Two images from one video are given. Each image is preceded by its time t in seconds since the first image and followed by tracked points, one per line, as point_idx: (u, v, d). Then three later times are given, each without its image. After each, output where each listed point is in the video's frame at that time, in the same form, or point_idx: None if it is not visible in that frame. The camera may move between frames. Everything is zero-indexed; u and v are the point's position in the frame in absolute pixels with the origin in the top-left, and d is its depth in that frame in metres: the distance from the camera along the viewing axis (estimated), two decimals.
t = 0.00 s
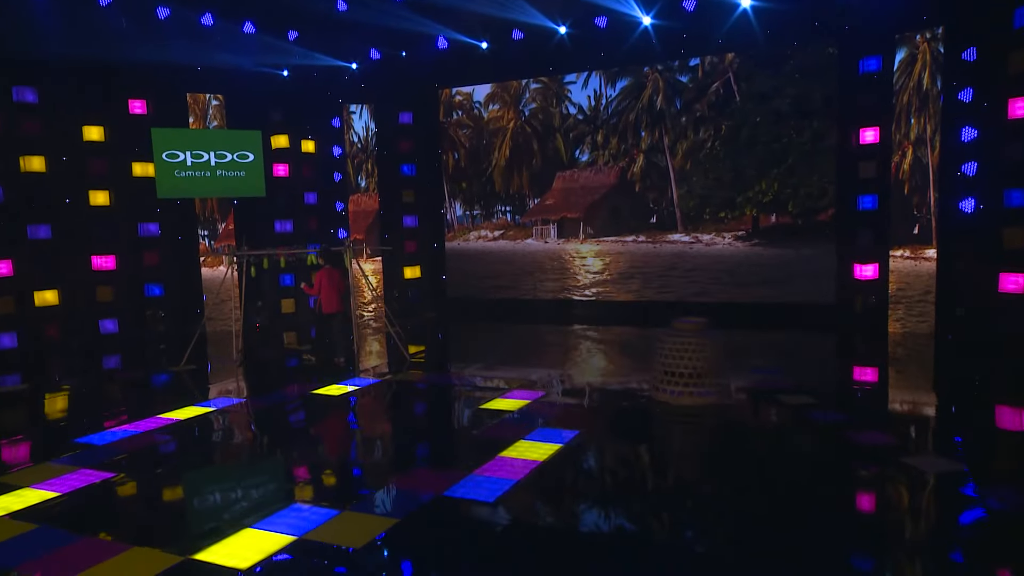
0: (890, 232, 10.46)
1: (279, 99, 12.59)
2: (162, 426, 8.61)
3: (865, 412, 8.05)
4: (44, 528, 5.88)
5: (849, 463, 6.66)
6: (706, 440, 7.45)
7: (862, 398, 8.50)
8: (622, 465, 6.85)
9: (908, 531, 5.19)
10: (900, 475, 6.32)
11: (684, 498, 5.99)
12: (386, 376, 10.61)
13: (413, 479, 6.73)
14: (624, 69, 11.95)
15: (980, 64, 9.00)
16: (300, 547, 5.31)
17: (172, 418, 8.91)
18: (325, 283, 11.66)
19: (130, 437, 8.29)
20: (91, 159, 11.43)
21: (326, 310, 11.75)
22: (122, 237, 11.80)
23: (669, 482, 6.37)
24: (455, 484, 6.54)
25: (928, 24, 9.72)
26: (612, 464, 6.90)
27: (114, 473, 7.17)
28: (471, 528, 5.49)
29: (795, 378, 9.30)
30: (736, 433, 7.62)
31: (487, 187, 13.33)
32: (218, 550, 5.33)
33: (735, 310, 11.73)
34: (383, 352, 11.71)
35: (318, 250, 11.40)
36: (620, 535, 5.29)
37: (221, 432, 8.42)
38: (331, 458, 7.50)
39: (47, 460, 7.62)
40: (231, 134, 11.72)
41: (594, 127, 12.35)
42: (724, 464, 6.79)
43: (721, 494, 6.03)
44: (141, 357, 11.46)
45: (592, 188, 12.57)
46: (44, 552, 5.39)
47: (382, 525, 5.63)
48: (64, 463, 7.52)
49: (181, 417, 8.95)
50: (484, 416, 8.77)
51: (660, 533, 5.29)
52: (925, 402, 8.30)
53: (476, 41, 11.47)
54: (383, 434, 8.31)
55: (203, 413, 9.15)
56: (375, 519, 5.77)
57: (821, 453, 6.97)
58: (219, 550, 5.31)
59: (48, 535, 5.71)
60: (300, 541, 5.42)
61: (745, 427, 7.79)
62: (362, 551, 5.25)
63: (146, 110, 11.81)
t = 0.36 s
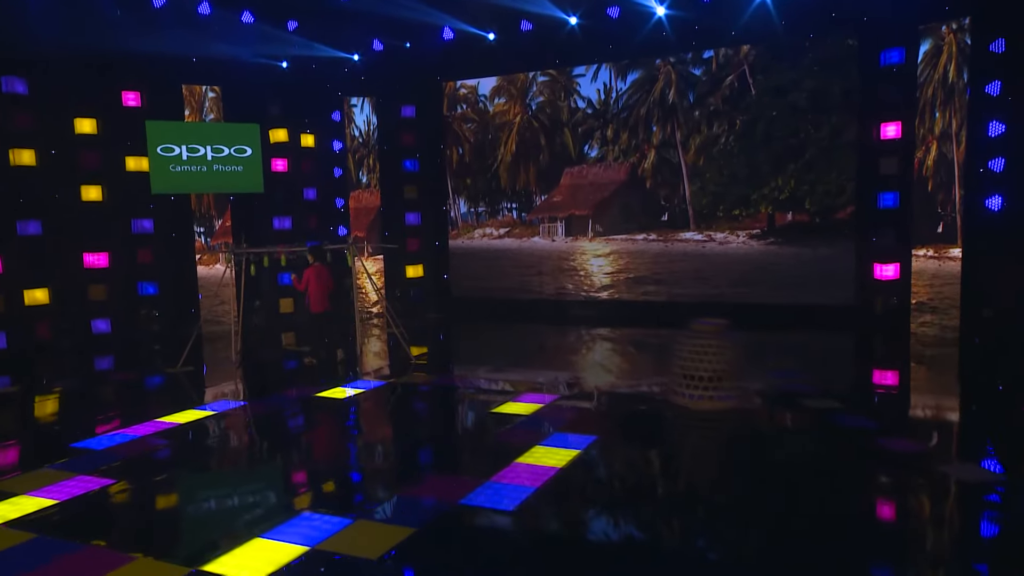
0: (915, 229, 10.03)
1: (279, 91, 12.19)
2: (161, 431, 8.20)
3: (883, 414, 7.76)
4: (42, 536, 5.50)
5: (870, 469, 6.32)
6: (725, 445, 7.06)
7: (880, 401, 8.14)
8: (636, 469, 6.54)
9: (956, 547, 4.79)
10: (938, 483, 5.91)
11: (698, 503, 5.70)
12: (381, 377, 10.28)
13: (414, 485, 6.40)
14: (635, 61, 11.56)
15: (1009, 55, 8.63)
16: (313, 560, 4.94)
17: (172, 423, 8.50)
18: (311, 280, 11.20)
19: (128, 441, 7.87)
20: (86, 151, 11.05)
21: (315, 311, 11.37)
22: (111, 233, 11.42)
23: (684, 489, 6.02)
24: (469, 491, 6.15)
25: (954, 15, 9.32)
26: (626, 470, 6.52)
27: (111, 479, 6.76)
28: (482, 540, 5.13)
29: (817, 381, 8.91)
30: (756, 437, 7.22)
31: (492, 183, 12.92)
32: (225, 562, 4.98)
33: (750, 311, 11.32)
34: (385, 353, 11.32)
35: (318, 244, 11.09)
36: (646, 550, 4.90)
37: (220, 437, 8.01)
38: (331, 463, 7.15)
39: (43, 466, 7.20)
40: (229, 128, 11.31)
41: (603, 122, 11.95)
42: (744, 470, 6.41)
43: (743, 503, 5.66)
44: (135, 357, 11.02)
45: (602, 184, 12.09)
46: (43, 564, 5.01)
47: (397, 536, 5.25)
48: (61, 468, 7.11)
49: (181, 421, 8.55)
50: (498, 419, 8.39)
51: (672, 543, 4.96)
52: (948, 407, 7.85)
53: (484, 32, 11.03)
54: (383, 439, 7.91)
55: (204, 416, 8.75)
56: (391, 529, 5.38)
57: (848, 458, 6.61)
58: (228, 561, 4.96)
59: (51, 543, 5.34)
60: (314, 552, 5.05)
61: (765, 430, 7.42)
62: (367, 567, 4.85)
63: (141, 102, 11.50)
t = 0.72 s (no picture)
0: (940, 227, 9.63)
1: (278, 84, 11.77)
2: (163, 437, 7.80)
3: (906, 416, 7.44)
4: (45, 550, 5.15)
5: (899, 475, 5.97)
6: (749, 450, 6.70)
7: (906, 404, 7.78)
8: (657, 476, 6.19)
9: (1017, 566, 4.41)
10: (986, 493, 5.52)
11: (714, 511, 5.39)
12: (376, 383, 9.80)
13: (422, 492, 6.05)
14: (648, 53, 11.18)
15: None
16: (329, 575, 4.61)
17: (175, 429, 8.09)
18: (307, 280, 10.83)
19: (129, 449, 7.47)
20: (81, 147, 10.72)
21: (310, 311, 11.00)
22: (107, 233, 11.02)
23: (705, 497, 5.68)
24: (485, 502, 5.77)
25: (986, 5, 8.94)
26: (643, 476, 6.20)
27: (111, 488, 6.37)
28: (500, 557, 4.75)
29: (843, 385, 8.50)
30: (780, 443, 6.85)
31: (499, 181, 12.47)
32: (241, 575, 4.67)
33: (768, 312, 10.92)
34: (389, 356, 10.92)
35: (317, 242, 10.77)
36: (680, 568, 4.51)
37: (223, 444, 7.59)
38: (333, 470, 6.79)
39: (44, 474, 6.82)
40: (229, 124, 10.91)
41: (615, 117, 11.55)
42: (768, 476, 6.06)
43: (769, 512, 5.33)
44: (132, 360, 10.60)
45: (613, 181, 11.70)
46: None
47: (418, 548, 4.93)
48: (64, 477, 6.73)
49: (184, 427, 8.15)
50: (511, 425, 7.99)
51: (688, 554, 4.66)
52: (979, 413, 7.39)
53: (491, 24, 10.62)
54: (388, 445, 7.51)
55: (209, 422, 8.34)
56: (412, 541, 5.07)
57: (880, 464, 6.24)
58: None
59: (56, 557, 4.99)
60: (332, 565, 4.75)
61: (785, 434, 7.07)
62: None
63: (137, 96, 11.10)
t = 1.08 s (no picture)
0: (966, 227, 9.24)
1: (276, 78, 11.34)
2: (161, 444, 7.41)
3: (930, 420, 7.11)
4: (49, 563, 4.89)
5: (937, 482, 5.63)
6: (773, 457, 6.35)
7: (934, 408, 7.43)
8: (681, 484, 5.80)
9: None
10: None
11: (733, 521, 5.05)
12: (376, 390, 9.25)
13: (430, 503, 5.68)
14: (660, 46, 10.81)
15: None
16: None
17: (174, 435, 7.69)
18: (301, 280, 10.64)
19: (126, 456, 7.08)
20: (72, 142, 10.34)
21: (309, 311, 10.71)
22: (98, 229, 10.66)
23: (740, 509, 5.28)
24: (504, 513, 5.40)
25: None
26: (660, 483, 5.85)
27: (109, 498, 5.99)
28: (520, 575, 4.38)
29: (865, 387, 8.16)
30: (805, 450, 6.49)
31: (504, 178, 12.10)
32: None
33: (783, 312, 10.56)
34: (390, 357, 10.60)
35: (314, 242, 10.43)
36: None
37: (222, 451, 7.19)
38: (330, 475, 6.45)
39: (40, 483, 6.45)
40: (224, 118, 10.50)
41: (625, 111, 11.19)
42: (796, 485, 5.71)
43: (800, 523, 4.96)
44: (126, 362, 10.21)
45: (622, 178, 11.34)
46: None
47: (436, 562, 4.65)
48: (63, 486, 6.37)
49: (185, 433, 7.75)
50: (522, 431, 7.59)
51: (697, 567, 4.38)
52: (1006, 418, 7.03)
53: (498, 14, 10.00)
54: (392, 451, 7.14)
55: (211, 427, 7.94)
56: (429, 552, 4.81)
57: (915, 472, 5.88)
58: None
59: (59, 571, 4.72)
60: None
61: (803, 440, 6.73)
62: None
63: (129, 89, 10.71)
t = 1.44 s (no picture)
0: (995, 224, 8.87)
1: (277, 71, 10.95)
2: (159, 450, 7.02)
3: (963, 424, 6.75)
4: None
5: (984, 491, 5.27)
6: (804, 465, 5.97)
7: (968, 413, 7.07)
8: (709, 493, 5.45)
9: None
10: None
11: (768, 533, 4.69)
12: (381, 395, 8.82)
13: (444, 511, 5.33)
14: (673, 37, 10.45)
15: None
16: None
17: (178, 440, 7.32)
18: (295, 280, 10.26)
19: (128, 463, 6.70)
20: (65, 135, 9.97)
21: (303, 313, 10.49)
22: (92, 225, 10.25)
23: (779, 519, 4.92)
24: (529, 522, 5.06)
25: None
26: (688, 494, 5.47)
27: (106, 509, 5.60)
28: None
29: (893, 391, 7.79)
30: (834, 456, 6.15)
31: (512, 174, 11.70)
32: None
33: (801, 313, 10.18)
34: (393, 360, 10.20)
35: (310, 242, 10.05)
36: None
37: (225, 458, 6.79)
38: (332, 483, 6.07)
39: (40, 491, 6.08)
40: (223, 112, 10.10)
41: (637, 105, 10.81)
42: (832, 493, 5.35)
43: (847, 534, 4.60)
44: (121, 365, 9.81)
45: (634, 175, 10.95)
46: None
47: None
48: (64, 494, 6.00)
49: (189, 438, 7.37)
50: (536, 437, 7.20)
51: None
52: None
53: (507, 5, 9.74)
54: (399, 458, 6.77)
55: (215, 432, 7.56)
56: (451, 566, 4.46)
57: (952, 479, 5.55)
58: None
59: None
60: None
61: (830, 446, 6.38)
62: None
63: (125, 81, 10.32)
